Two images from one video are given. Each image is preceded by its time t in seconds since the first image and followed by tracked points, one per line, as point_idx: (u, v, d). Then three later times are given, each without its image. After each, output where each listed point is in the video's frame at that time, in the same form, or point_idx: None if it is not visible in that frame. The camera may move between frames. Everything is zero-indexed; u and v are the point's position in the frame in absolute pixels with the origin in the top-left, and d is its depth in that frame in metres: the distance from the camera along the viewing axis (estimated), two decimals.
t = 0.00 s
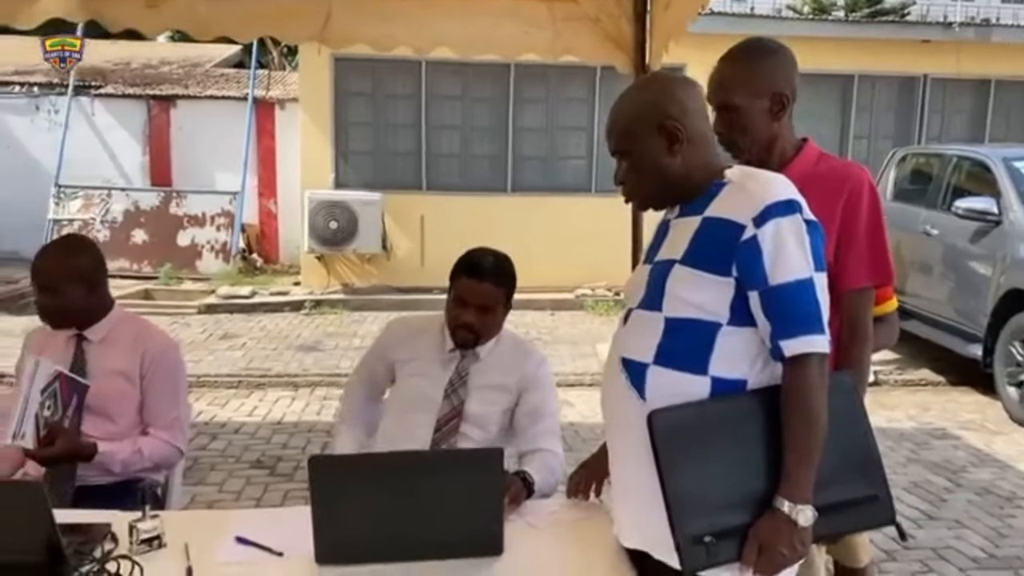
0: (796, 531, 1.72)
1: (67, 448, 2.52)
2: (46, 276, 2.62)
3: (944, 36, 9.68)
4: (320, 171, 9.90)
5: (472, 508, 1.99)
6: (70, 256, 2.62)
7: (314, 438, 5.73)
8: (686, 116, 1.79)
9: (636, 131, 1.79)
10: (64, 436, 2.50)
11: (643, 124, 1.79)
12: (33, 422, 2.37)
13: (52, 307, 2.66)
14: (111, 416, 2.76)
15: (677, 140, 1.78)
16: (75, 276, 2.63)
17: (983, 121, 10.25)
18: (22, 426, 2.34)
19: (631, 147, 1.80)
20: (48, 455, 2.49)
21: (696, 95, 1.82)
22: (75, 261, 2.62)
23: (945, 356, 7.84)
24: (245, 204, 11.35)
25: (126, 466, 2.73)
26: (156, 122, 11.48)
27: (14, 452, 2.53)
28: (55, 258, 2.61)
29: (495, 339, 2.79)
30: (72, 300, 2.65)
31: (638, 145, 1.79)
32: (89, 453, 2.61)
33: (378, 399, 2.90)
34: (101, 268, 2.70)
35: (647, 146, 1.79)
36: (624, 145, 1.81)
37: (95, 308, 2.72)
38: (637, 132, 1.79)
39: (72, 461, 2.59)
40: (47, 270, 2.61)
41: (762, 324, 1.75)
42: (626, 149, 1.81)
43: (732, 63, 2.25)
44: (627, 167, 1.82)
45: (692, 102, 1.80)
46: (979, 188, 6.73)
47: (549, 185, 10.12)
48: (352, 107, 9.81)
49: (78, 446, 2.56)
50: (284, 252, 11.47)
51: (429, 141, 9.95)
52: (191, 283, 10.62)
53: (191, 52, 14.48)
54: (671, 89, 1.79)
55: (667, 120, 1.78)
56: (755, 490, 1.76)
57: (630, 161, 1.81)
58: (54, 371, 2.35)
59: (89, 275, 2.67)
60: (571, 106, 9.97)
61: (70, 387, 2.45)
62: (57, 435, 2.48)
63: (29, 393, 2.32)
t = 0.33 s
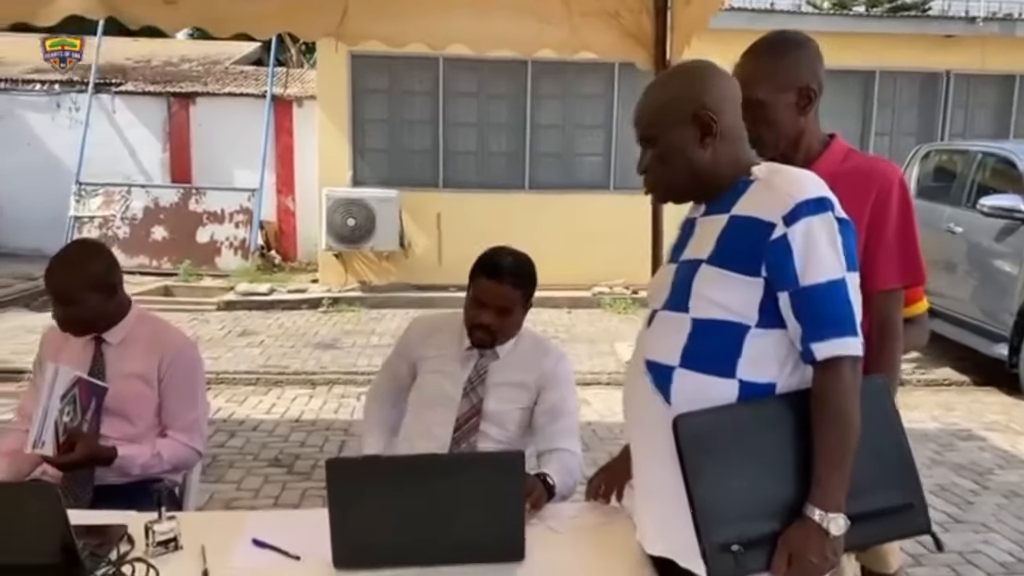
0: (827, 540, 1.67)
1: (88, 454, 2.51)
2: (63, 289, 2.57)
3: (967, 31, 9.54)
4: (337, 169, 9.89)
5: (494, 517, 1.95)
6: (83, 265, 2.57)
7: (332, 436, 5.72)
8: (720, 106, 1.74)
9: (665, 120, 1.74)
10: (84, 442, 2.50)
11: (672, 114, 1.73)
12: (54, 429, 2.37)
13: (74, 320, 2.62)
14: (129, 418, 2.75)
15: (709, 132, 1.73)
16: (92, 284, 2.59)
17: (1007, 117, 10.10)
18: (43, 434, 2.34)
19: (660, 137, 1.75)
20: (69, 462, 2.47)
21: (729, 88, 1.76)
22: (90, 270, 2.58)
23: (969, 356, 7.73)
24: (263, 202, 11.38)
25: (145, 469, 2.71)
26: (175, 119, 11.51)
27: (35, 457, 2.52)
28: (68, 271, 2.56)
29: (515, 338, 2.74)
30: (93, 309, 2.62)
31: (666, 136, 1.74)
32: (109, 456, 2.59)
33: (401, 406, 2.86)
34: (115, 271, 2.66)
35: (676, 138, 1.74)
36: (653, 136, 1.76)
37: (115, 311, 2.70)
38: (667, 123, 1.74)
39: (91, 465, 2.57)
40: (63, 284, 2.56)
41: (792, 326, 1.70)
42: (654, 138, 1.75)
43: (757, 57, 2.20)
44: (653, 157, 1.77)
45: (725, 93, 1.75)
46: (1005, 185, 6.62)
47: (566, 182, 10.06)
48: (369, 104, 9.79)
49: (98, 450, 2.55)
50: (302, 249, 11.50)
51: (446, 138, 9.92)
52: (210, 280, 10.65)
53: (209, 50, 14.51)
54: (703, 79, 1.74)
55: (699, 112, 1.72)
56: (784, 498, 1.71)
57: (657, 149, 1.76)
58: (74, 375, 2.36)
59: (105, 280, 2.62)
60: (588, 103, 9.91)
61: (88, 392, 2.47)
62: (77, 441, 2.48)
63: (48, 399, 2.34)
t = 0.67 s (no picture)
0: (873, 554, 1.59)
1: (112, 458, 2.46)
2: (84, 294, 2.53)
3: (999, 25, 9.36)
4: (358, 168, 9.85)
5: (524, 532, 1.89)
6: (103, 269, 2.53)
7: (353, 436, 5.68)
8: (764, 98, 1.66)
9: (706, 109, 1.66)
10: (108, 446, 2.45)
11: (715, 103, 1.66)
12: (78, 435, 2.33)
13: (97, 325, 2.58)
14: (151, 421, 2.71)
15: (752, 126, 1.66)
16: (114, 288, 2.55)
17: None
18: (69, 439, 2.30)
19: (700, 127, 1.67)
20: (91, 466, 2.43)
21: (774, 81, 1.69)
22: (110, 274, 2.54)
23: (1002, 357, 7.57)
24: (283, 200, 11.37)
25: (167, 473, 2.67)
26: (196, 117, 11.54)
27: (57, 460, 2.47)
28: (88, 276, 2.52)
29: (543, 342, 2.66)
30: (115, 313, 2.58)
31: (707, 126, 1.66)
32: (132, 460, 2.54)
33: (417, 396, 2.85)
34: (136, 273, 2.62)
35: (718, 128, 1.66)
36: (693, 125, 1.68)
37: (137, 315, 2.66)
38: (709, 112, 1.66)
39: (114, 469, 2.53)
40: (84, 289, 2.52)
41: (837, 328, 1.61)
42: (694, 127, 1.67)
43: (796, 48, 2.12)
44: (691, 147, 1.69)
45: (768, 85, 1.67)
46: None
47: (588, 180, 9.98)
48: (390, 103, 9.75)
49: (122, 454, 2.50)
50: (322, 247, 11.47)
51: (467, 136, 9.86)
52: (230, 279, 10.66)
53: (230, 48, 14.53)
54: (746, 70, 1.67)
55: (743, 103, 1.65)
56: (827, 508, 1.63)
57: (696, 139, 1.68)
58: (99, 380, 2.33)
59: (126, 284, 2.58)
60: (611, 100, 9.82)
61: (112, 396, 2.43)
62: (101, 446, 2.43)
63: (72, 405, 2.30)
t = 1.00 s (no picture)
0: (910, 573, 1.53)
1: (134, 466, 2.45)
2: (105, 298, 2.52)
3: None
4: (381, 171, 9.86)
5: (548, 553, 1.84)
6: (125, 273, 2.53)
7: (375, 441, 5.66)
8: (792, 104, 1.61)
9: (732, 115, 1.62)
10: (128, 452, 2.43)
11: (741, 109, 1.61)
12: (99, 442, 2.33)
13: (117, 329, 2.57)
14: (173, 427, 2.70)
15: (779, 132, 1.61)
16: (135, 293, 2.54)
17: None
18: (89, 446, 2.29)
19: (727, 133, 1.63)
20: (113, 473, 2.42)
21: (803, 86, 1.64)
22: (132, 278, 2.54)
23: None
24: (308, 203, 11.41)
25: (188, 480, 2.65)
26: (221, 121, 11.62)
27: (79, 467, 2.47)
28: (109, 281, 2.51)
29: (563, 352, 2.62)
30: (135, 319, 2.57)
31: (734, 132, 1.62)
32: (154, 468, 2.53)
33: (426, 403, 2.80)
34: (157, 279, 2.62)
35: (745, 135, 1.61)
36: (720, 132, 1.63)
37: (158, 321, 2.66)
38: (735, 119, 1.62)
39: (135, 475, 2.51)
40: (106, 294, 2.51)
41: (870, 341, 1.56)
42: (720, 133, 1.63)
43: (826, 50, 2.07)
44: (718, 154, 1.64)
45: (797, 89, 1.62)
46: None
47: (611, 183, 9.92)
48: (413, 106, 9.75)
49: (144, 461, 2.49)
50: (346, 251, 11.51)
51: (490, 139, 9.83)
52: (255, 282, 10.71)
53: (255, 52, 14.60)
54: (774, 74, 1.62)
55: (770, 109, 1.60)
56: (862, 525, 1.58)
57: (723, 147, 1.63)
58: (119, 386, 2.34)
59: (148, 290, 2.58)
60: (634, 102, 9.75)
61: (133, 401, 2.43)
62: (122, 453, 2.42)
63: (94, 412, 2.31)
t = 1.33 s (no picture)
0: None
1: (155, 468, 2.49)
2: (126, 303, 2.56)
3: None
4: (406, 175, 9.91)
5: (560, 561, 1.82)
6: (144, 277, 2.56)
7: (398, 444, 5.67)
8: (806, 109, 1.59)
9: (744, 121, 1.60)
10: (148, 456, 2.47)
11: (754, 114, 1.60)
12: (118, 445, 2.36)
13: (137, 333, 2.61)
14: (192, 431, 2.72)
15: (792, 138, 1.59)
16: (154, 297, 2.57)
17: None
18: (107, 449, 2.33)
19: (740, 139, 1.61)
20: (133, 476, 2.45)
21: (818, 89, 1.61)
22: (151, 282, 2.56)
23: None
24: (334, 207, 11.47)
25: (207, 483, 2.67)
26: (250, 127, 11.73)
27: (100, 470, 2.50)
28: (128, 285, 2.55)
29: (570, 358, 2.60)
30: (155, 322, 2.60)
31: (746, 137, 1.60)
32: (174, 471, 2.56)
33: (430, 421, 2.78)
34: (176, 282, 2.64)
35: (758, 140, 1.60)
36: (732, 138, 1.62)
37: (179, 325, 2.69)
38: (748, 124, 1.60)
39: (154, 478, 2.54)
40: (126, 298, 2.55)
41: (885, 349, 1.53)
42: (733, 139, 1.62)
43: (846, 51, 2.04)
44: (731, 159, 1.63)
45: (811, 93, 1.60)
46: None
47: (636, 187, 9.87)
48: (438, 111, 9.78)
49: (164, 464, 2.52)
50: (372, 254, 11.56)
51: (514, 143, 9.84)
52: (283, 285, 10.79)
53: (283, 58, 14.73)
54: (788, 78, 1.60)
55: (782, 114, 1.58)
56: (879, 536, 1.55)
57: (736, 153, 1.62)
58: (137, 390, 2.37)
59: (168, 293, 2.61)
60: (659, 106, 9.70)
61: (152, 405, 2.46)
62: (140, 456, 2.45)
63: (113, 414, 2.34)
